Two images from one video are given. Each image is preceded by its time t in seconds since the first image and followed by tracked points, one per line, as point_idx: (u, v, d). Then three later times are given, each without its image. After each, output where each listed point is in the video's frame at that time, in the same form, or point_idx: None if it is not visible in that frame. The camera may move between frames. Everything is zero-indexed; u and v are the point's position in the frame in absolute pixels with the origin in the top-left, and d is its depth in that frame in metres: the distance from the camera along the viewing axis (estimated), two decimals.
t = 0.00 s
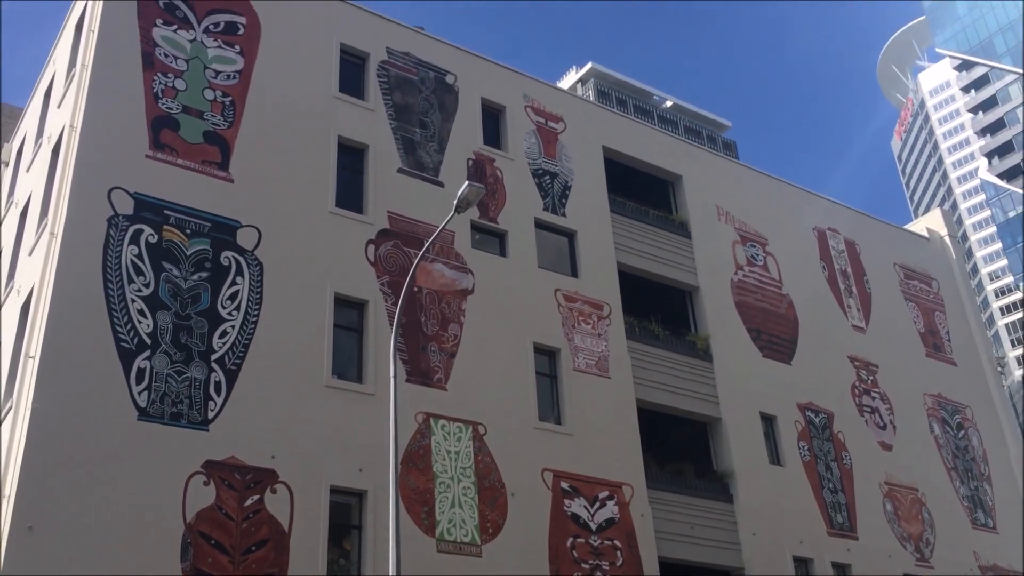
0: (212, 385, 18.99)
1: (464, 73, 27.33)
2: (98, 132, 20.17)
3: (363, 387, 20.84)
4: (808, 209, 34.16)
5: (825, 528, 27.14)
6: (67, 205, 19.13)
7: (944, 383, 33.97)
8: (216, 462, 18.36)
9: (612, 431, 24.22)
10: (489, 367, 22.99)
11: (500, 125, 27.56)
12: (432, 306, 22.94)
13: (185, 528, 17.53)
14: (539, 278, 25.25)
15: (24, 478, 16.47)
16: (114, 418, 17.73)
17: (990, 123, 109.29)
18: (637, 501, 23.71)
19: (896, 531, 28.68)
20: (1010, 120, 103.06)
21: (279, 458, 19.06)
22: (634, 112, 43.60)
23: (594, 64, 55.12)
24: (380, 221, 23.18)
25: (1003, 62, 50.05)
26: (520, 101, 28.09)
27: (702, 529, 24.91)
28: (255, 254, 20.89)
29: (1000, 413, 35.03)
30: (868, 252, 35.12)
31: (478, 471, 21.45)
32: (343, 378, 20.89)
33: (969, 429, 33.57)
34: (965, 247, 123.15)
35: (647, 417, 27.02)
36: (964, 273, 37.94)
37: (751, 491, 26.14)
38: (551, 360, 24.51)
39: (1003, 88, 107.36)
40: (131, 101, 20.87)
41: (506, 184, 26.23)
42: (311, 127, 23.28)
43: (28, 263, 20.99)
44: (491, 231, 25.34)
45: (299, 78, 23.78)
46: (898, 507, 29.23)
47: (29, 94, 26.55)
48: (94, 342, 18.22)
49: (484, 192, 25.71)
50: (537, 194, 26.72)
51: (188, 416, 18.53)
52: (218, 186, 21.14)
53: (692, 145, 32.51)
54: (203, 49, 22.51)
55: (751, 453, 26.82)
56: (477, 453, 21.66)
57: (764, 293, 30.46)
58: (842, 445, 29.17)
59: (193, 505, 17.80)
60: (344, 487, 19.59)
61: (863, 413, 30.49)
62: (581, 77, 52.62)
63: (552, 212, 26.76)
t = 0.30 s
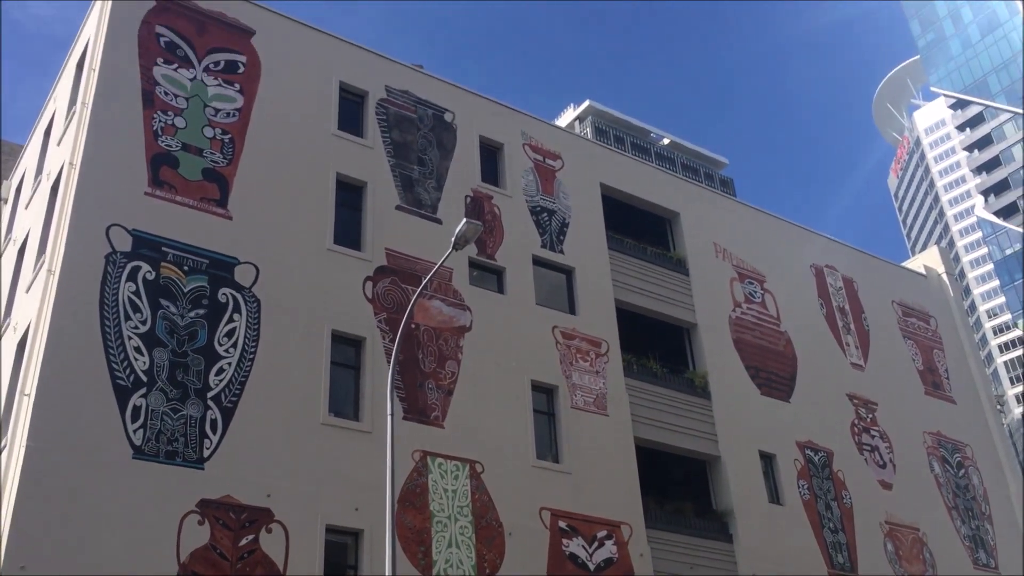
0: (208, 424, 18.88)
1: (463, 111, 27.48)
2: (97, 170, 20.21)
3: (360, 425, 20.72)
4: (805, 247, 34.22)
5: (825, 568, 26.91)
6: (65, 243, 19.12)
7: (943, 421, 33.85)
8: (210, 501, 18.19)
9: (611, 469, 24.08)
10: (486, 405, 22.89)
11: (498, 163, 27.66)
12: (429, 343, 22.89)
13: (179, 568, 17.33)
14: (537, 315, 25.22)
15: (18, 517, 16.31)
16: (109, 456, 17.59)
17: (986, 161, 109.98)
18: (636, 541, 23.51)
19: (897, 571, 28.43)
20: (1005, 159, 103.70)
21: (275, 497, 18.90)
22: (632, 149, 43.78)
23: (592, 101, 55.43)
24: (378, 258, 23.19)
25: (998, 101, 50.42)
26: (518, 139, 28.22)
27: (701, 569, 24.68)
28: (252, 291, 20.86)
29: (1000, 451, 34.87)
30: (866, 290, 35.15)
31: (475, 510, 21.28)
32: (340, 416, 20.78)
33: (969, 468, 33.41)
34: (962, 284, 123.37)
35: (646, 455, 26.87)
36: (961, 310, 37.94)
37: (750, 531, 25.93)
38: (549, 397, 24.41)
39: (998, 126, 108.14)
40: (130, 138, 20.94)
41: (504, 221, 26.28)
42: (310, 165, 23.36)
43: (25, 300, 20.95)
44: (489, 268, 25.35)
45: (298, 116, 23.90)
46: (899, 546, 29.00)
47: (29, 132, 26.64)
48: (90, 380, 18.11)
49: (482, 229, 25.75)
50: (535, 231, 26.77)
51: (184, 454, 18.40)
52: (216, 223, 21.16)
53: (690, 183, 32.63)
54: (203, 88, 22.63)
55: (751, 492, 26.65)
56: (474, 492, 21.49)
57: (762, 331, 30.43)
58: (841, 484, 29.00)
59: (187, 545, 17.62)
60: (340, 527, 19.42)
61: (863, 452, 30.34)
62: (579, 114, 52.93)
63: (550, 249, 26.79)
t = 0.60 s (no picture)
0: (201, 448, 18.74)
1: (459, 135, 27.53)
2: (92, 193, 20.18)
3: (354, 450, 20.59)
4: (801, 272, 34.23)
5: None
6: (60, 266, 19.05)
7: (940, 447, 33.75)
8: (203, 527, 18.03)
9: (607, 495, 23.94)
10: (481, 429, 22.77)
11: (494, 187, 27.68)
12: (425, 367, 22.79)
13: None
14: (533, 340, 25.14)
15: (8, 542, 16.14)
16: (101, 481, 17.45)
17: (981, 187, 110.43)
18: (631, 568, 23.35)
19: None
20: (1000, 185, 104.10)
21: (268, 523, 18.74)
22: (628, 174, 43.86)
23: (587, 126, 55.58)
24: (374, 282, 23.14)
25: (993, 127, 50.72)
26: (514, 163, 28.26)
27: None
28: (247, 315, 20.78)
29: (997, 477, 34.76)
30: (862, 314, 35.14)
31: (470, 536, 21.11)
32: (334, 441, 20.65)
33: (967, 494, 33.29)
34: (958, 310, 123.52)
35: (642, 480, 26.73)
36: (958, 335, 37.92)
37: (747, 558, 25.76)
38: (545, 422, 24.30)
39: (992, 152, 108.64)
40: (126, 162, 20.93)
41: (500, 245, 26.27)
42: (305, 189, 23.35)
43: (19, 323, 20.86)
44: (485, 292, 25.31)
45: (294, 140, 23.91)
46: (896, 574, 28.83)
47: (26, 154, 26.64)
48: (82, 404, 17.99)
49: (478, 253, 25.73)
50: (531, 255, 26.75)
51: (176, 479, 18.25)
52: (211, 246, 21.12)
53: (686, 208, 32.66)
54: (199, 111, 22.65)
55: (747, 518, 26.49)
56: (469, 518, 21.33)
57: (758, 355, 30.38)
58: (838, 511, 28.86)
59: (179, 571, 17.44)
60: (333, 553, 19.24)
61: (860, 478, 30.21)
62: (576, 139, 53.10)
63: (546, 273, 26.76)
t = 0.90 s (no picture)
0: (193, 452, 18.70)
1: (454, 139, 27.54)
2: (86, 195, 20.15)
3: (347, 454, 20.55)
4: (795, 277, 34.29)
5: None
6: (52, 268, 18.99)
7: (933, 453, 33.81)
8: (195, 531, 17.97)
9: (600, 500, 23.92)
10: (475, 434, 22.75)
11: (489, 191, 27.69)
12: (418, 371, 22.77)
13: None
14: (527, 345, 25.13)
15: None
16: (93, 485, 17.39)
17: (974, 193, 110.79)
18: (625, 573, 23.33)
19: None
20: (993, 191, 104.48)
21: (260, 527, 18.69)
22: (622, 180, 43.88)
23: (582, 131, 55.64)
24: (367, 286, 23.12)
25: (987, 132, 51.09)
26: (508, 168, 28.27)
27: None
28: (240, 319, 20.74)
29: (990, 484, 34.82)
30: (856, 320, 35.20)
31: (463, 541, 21.07)
32: (327, 445, 20.61)
33: (959, 501, 33.35)
34: (951, 316, 123.82)
35: (636, 486, 26.72)
36: (951, 341, 38.00)
37: (740, 563, 25.76)
38: (538, 427, 24.28)
39: (986, 159, 108.96)
40: (120, 165, 20.90)
41: (494, 250, 26.26)
42: (300, 193, 23.34)
43: (11, 325, 20.78)
44: (479, 297, 25.30)
45: (289, 144, 23.90)
46: None
47: (19, 156, 26.57)
48: (74, 407, 17.93)
49: (472, 257, 25.72)
50: (525, 260, 26.75)
51: (168, 483, 18.21)
52: (205, 250, 21.08)
53: (680, 213, 32.70)
54: (193, 114, 22.63)
55: (741, 523, 26.49)
56: (462, 522, 21.29)
57: (752, 361, 30.41)
58: (831, 516, 28.88)
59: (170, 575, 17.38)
60: (326, 557, 19.20)
61: (852, 484, 30.25)
62: (570, 144, 53.17)
63: (540, 278, 26.77)
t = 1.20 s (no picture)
0: (189, 441, 18.70)
1: (451, 129, 27.50)
2: (82, 184, 20.09)
3: (343, 444, 20.56)
4: (791, 269, 34.32)
5: None
6: (48, 257, 18.96)
7: (928, 444, 33.90)
8: (191, 519, 18.00)
9: (595, 490, 23.97)
10: (471, 424, 22.77)
11: (486, 181, 27.66)
12: (414, 361, 22.77)
13: None
14: (524, 335, 25.15)
15: None
16: (88, 473, 17.39)
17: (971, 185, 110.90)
18: (620, 562, 23.39)
19: None
20: (989, 183, 104.59)
21: (256, 515, 18.71)
22: (619, 170, 43.87)
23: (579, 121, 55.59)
24: (364, 275, 23.10)
25: (984, 124, 51.30)
26: (505, 158, 28.23)
27: None
28: (237, 308, 20.72)
29: (984, 475, 34.93)
30: (852, 312, 35.25)
31: (459, 530, 21.11)
32: (323, 434, 20.62)
33: (953, 492, 33.45)
34: (947, 308, 124.04)
35: (631, 476, 26.77)
36: (946, 333, 38.05)
37: (735, 553, 25.84)
38: (534, 417, 24.31)
39: (983, 151, 109.01)
40: (116, 153, 20.85)
41: (491, 240, 26.25)
42: (296, 182, 23.29)
43: (7, 313, 20.73)
44: (476, 287, 25.30)
45: (286, 133, 23.85)
46: (883, 570, 28.96)
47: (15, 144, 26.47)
48: (70, 395, 17.92)
49: (468, 247, 25.70)
50: (522, 250, 26.74)
51: (164, 472, 18.21)
52: (202, 238, 21.05)
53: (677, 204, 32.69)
54: (190, 102, 22.56)
55: (736, 514, 26.56)
56: (458, 512, 21.34)
57: (748, 352, 30.45)
58: (826, 507, 28.97)
59: (167, 563, 17.40)
60: (321, 546, 19.23)
61: (847, 475, 30.32)
62: (567, 134, 53.16)
63: (536, 268, 26.76)
